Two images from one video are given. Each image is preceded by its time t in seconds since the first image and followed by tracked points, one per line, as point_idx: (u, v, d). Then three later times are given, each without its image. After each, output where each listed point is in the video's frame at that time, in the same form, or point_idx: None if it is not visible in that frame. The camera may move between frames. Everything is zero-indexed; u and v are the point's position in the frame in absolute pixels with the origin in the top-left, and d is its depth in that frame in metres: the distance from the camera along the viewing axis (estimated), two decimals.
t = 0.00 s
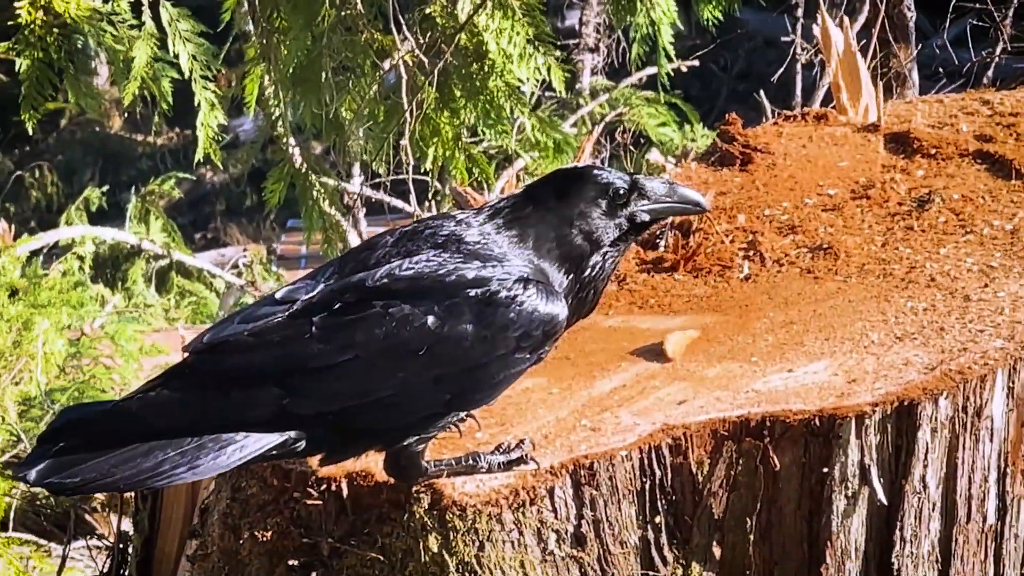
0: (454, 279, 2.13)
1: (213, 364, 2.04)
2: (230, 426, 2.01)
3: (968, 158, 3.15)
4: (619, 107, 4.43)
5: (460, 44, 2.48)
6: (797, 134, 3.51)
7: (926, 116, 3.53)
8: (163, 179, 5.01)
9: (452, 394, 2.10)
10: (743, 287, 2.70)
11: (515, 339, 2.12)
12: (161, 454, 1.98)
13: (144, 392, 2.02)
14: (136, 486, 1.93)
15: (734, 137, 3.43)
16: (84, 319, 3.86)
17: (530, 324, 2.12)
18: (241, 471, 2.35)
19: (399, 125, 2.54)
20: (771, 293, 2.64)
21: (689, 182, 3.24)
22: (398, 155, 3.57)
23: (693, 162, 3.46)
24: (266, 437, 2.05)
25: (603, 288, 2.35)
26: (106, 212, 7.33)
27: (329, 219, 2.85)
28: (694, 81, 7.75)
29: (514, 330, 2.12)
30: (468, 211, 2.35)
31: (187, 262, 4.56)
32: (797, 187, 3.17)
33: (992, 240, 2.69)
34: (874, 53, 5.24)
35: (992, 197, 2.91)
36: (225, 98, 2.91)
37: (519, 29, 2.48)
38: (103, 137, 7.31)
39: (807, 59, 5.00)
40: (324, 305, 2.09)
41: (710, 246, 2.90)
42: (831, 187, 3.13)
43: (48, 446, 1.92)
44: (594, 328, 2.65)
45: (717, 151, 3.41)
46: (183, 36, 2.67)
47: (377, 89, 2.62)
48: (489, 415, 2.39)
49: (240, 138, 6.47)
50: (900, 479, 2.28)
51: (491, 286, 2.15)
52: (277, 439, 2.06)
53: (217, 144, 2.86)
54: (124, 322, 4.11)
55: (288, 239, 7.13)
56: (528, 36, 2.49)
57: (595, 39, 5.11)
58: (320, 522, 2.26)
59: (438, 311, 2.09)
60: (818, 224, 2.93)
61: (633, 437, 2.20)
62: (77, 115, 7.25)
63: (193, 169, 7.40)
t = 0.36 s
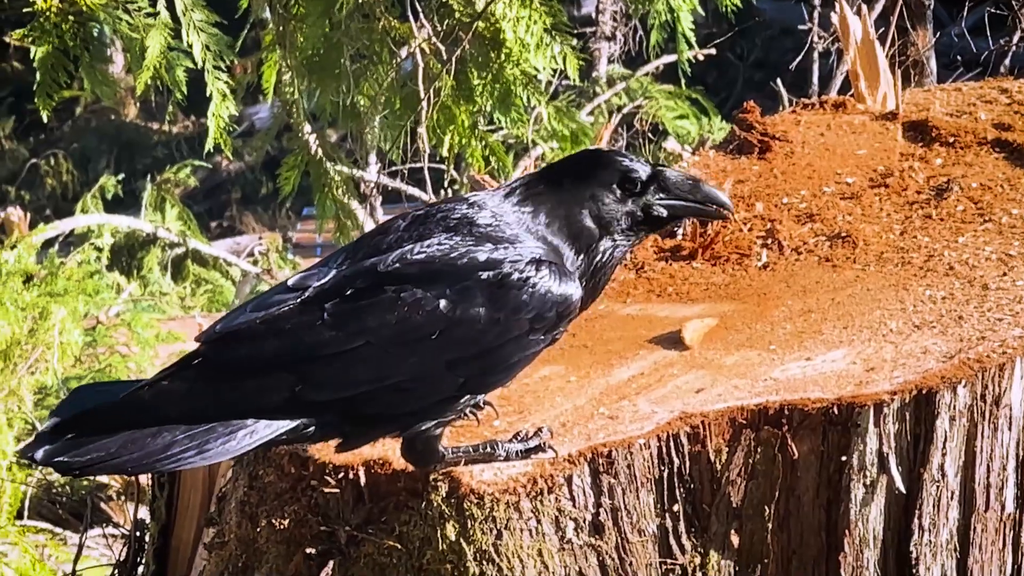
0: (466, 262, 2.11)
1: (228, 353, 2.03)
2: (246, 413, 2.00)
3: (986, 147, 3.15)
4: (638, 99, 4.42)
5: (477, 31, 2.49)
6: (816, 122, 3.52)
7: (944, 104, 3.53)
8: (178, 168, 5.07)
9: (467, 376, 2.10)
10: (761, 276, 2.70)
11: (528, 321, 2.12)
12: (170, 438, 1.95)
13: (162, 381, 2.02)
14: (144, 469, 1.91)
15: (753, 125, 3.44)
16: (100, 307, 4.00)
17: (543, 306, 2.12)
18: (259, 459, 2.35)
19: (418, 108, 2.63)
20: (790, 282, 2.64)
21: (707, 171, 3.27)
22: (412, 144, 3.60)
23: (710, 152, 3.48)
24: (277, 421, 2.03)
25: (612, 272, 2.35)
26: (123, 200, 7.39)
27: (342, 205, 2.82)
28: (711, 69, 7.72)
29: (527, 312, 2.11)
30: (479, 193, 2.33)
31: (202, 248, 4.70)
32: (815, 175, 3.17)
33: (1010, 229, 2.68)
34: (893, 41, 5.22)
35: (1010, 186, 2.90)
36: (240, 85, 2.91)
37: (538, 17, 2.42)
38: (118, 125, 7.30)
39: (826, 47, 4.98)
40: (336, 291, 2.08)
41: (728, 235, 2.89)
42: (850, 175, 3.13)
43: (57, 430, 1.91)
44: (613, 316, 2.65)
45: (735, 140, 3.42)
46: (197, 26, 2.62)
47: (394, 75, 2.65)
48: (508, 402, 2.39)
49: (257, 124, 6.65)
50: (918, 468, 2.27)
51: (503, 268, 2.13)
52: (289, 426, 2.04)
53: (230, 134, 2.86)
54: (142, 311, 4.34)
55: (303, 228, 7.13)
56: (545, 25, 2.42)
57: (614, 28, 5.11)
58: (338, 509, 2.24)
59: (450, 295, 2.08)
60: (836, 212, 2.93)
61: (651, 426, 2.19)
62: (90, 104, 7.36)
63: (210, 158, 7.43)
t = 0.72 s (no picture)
0: (463, 235, 2.11)
1: (234, 335, 2.04)
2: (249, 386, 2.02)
3: (996, 133, 3.15)
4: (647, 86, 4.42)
5: (488, 16, 2.47)
6: (825, 108, 3.52)
7: (953, 90, 3.54)
8: (188, 154, 5.06)
9: (466, 348, 2.11)
10: (770, 261, 2.70)
11: (526, 292, 2.12)
12: (167, 410, 1.96)
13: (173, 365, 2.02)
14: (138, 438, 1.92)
15: (763, 111, 3.44)
16: (109, 293, 4.00)
17: (541, 277, 2.12)
18: (268, 445, 2.36)
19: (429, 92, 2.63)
20: (799, 267, 2.65)
21: (716, 158, 3.27)
22: (422, 129, 3.61)
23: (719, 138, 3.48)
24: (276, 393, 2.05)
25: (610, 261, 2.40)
26: (132, 185, 7.40)
27: (352, 189, 2.84)
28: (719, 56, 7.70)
29: (526, 283, 2.11)
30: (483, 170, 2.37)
31: (210, 233, 4.69)
32: (824, 160, 3.17)
33: (1019, 215, 2.68)
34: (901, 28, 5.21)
35: (1019, 171, 2.90)
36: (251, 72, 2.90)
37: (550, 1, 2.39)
38: (127, 112, 7.40)
39: (836, 33, 4.95)
40: (332, 268, 2.09)
41: (737, 220, 2.88)
42: (859, 161, 3.13)
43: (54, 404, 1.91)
44: (621, 302, 2.66)
45: (745, 125, 3.44)
46: (206, 13, 2.61)
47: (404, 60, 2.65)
48: (517, 387, 2.39)
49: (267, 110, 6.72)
50: (927, 454, 2.27)
51: (500, 240, 2.12)
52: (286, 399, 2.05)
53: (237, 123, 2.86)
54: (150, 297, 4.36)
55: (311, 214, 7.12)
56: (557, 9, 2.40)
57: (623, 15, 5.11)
58: (347, 495, 2.23)
59: (447, 269, 2.08)
60: (845, 198, 2.93)
61: (661, 411, 2.19)
62: (100, 89, 7.44)
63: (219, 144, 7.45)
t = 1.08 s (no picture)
0: (472, 222, 2.11)
1: (240, 326, 2.04)
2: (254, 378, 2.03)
3: (997, 121, 3.15)
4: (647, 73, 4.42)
5: (490, 6, 2.49)
6: (826, 97, 3.52)
7: (954, 78, 3.54)
8: (186, 144, 5.06)
9: (476, 337, 2.11)
10: (772, 251, 2.70)
11: (535, 280, 2.13)
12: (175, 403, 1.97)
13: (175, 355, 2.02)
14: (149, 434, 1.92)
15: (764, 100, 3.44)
16: (111, 284, 4.04)
17: (549, 265, 2.13)
18: (269, 433, 2.35)
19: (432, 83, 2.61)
20: (801, 256, 2.65)
21: (717, 147, 3.27)
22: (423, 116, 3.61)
23: (720, 127, 3.48)
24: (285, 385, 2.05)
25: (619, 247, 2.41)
26: (132, 177, 7.42)
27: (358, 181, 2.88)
28: (719, 46, 7.69)
29: (534, 271, 2.12)
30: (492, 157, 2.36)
31: (210, 224, 4.71)
32: (825, 150, 3.17)
33: (1021, 205, 2.68)
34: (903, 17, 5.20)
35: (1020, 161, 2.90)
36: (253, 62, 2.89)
37: None
38: (128, 102, 7.52)
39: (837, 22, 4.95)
40: (342, 255, 2.09)
41: (739, 209, 2.88)
42: (860, 150, 3.13)
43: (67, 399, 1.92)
44: (623, 291, 2.66)
45: (746, 114, 3.44)
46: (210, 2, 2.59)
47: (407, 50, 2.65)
48: (518, 376, 2.39)
49: (269, 101, 6.77)
50: (929, 443, 2.27)
51: (508, 229, 2.13)
52: (295, 390, 2.06)
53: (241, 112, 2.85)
54: (151, 287, 4.38)
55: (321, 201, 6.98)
56: None
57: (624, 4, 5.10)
58: (349, 484, 2.23)
59: (455, 257, 2.07)
60: (847, 187, 2.93)
61: (662, 400, 2.19)
62: (100, 80, 7.48)
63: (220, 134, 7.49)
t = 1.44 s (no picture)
0: (460, 218, 2.11)
1: (228, 327, 2.05)
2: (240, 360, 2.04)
3: (987, 121, 3.15)
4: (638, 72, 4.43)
5: (479, 5, 2.49)
6: (816, 97, 3.52)
7: (945, 78, 3.54)
8: (181, 142, 4.97)
9: (456, 332, 2.11)
10: (762, 250, 2.70)
11: (518, 279, 2.12)
12: (149, 383, 1.98)
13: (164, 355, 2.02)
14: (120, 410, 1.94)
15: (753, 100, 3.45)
16: (102, 283, 4.07)
17: (535, 265, 2.12)
18: (259, 433, 2.36)
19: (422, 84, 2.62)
20: (790, 256, 2.64)
21: (707, 147, 3.27)
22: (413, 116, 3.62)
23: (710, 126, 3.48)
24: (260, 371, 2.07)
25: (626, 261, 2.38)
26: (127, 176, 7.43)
27: (345, 180, 2.85)
28: (712, 45, 7.70)
29: (518, 270, 2.11)
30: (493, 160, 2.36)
31: (202, 224, 4.71)
32: (815, 149, 3.17)
33: (1011, 203, 2.68)
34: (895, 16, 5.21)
35: (1010, 160, 2.90)
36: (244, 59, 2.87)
37: None
38: (121, 102, 7.67)
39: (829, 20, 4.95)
40: (329, 243, 2.10)
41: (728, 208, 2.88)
42: (850, 150, 3.13)
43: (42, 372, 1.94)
44: (612, 290, 2.65)
45: (736, 114, 3.42)
46: None
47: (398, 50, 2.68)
48: (507, 376, 2.39)
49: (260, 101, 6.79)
50: (918, 442, 2.27)
51: (495, 226, 2.12)
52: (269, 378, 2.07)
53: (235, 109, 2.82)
54: (143, 286, 4.40)
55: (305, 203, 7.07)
56: None
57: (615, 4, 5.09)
58: (339, 484, 2.23)
59: (440, 251, 2.07)
60: (836, 186, 2.93)
61: (652, 400, 2.19)
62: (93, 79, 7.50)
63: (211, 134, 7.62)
